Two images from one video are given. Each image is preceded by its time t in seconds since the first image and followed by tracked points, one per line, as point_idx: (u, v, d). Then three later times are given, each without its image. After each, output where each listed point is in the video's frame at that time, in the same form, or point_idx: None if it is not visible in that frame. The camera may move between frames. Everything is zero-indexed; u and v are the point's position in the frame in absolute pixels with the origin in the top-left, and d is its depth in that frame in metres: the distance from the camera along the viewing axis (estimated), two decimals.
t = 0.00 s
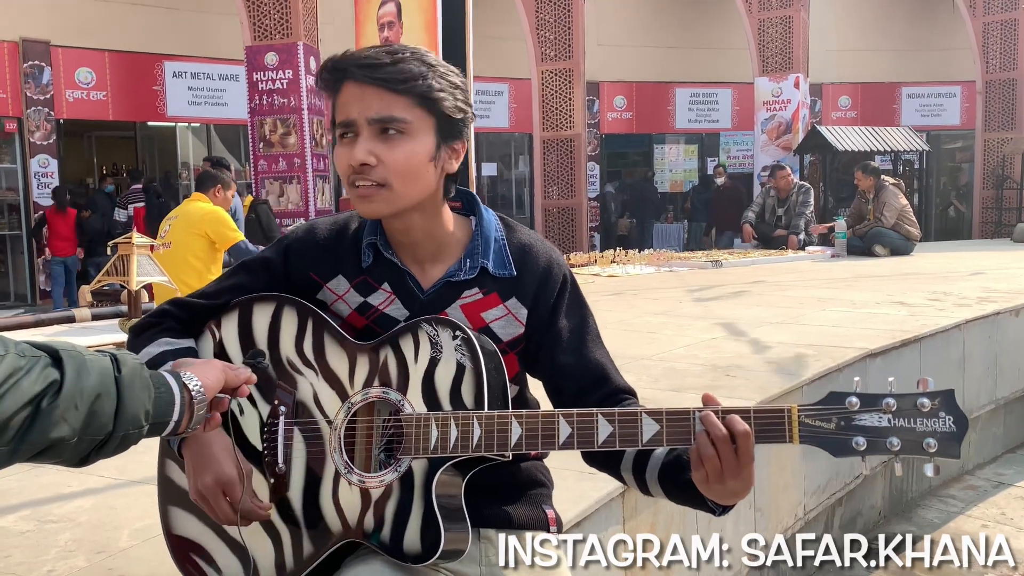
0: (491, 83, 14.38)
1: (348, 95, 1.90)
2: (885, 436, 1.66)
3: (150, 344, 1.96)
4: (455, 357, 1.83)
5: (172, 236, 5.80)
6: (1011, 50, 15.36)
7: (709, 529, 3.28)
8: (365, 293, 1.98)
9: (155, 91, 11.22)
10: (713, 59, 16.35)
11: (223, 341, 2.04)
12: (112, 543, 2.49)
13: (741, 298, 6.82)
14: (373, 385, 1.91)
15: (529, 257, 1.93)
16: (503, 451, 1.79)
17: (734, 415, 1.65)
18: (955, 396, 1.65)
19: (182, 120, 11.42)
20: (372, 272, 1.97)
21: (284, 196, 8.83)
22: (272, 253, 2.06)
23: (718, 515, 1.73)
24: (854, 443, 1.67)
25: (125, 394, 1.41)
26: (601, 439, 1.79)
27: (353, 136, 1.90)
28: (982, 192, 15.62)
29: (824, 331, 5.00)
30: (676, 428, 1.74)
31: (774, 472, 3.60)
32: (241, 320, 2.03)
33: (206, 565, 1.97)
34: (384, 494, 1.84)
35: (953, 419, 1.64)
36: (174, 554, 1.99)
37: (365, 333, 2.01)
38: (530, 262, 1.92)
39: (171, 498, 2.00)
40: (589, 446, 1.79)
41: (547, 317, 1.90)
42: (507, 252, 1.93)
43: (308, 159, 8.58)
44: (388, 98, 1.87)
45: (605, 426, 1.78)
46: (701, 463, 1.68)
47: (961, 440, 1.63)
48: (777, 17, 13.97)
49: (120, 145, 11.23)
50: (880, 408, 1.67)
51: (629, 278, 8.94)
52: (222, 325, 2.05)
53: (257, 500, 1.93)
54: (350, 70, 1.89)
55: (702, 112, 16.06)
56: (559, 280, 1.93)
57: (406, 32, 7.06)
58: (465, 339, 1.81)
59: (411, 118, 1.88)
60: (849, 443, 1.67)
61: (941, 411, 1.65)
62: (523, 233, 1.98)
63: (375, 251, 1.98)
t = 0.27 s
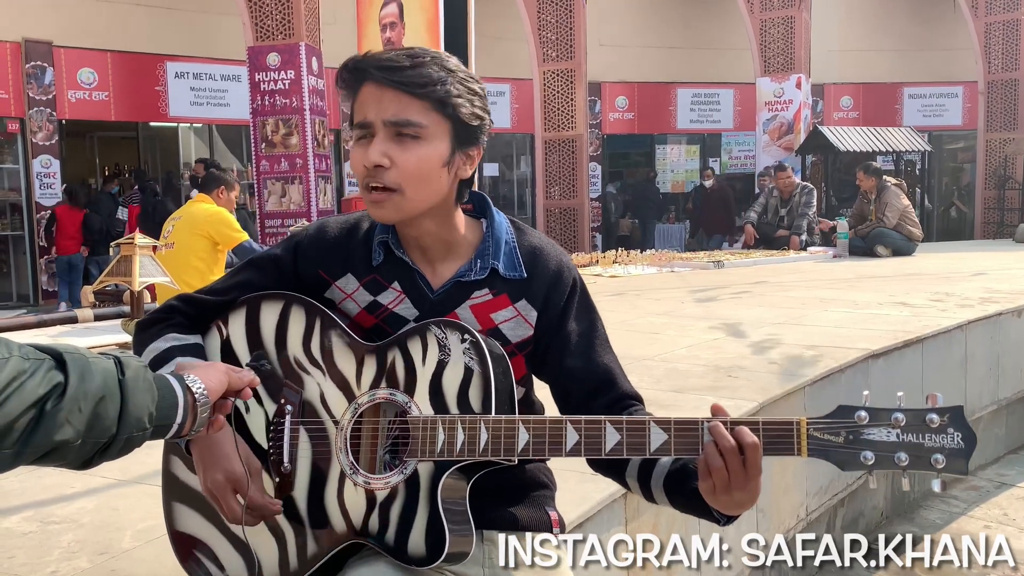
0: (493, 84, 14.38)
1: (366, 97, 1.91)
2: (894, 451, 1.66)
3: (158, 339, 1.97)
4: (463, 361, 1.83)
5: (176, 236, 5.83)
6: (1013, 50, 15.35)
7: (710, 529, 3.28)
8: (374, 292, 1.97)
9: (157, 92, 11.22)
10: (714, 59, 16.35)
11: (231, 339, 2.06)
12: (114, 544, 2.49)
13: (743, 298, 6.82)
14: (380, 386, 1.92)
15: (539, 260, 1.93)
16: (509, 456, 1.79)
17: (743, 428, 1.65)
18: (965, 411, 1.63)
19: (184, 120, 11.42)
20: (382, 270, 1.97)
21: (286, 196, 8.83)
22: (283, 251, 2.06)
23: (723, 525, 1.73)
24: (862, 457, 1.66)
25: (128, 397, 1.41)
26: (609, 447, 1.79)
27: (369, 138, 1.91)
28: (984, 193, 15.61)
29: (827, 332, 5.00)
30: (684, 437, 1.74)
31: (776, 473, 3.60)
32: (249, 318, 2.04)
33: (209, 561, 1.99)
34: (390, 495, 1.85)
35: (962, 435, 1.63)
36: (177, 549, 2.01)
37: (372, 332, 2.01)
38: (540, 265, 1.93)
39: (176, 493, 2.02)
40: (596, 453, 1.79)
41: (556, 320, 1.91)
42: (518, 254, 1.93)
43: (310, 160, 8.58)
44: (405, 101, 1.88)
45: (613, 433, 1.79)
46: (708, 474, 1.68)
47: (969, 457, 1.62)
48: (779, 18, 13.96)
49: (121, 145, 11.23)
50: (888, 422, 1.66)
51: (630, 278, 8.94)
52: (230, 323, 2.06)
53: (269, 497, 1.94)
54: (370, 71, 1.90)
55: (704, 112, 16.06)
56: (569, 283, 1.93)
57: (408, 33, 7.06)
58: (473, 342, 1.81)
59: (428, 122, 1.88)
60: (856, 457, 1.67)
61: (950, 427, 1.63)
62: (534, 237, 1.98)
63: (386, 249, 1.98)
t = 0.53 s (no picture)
0: (492, 85, 14.39)
1: (383, 89, 1.90)
2: (901, 465, 1.65)
3: (160, 335, 1.96)
4: (468, 364, 1.82)
5: (177, 236, 5.83)
6: (1012, 51, 15.37)
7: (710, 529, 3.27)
8: (382, 290, 1.96)
9: (157, 93, 11.22)
10: (714, 61, 16.37)
11: (234, 336, 2.05)
12: (115, 545, 2.49)
13: (742, 300, 6.82)
14: (385, 388, 1.91)
15: (546, 263, 1.93)
16: (513, 461, 1.79)
17: (750, 438, 1.64)
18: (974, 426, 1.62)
19: (183, 121, 11.42)
20: (390, 269, 1.96)
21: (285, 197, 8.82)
22: (289, 247, 2.05)
23: (726, 534, 1.73)
24: (869, 470, 1.66)
25: (128, 398, 1.41)
26: (613, 454, 1.78)
27: (387, 130, 1.91)
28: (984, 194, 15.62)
29: (827, 333, 5.00)
30: (690, 447, 1.73)
31: (777, 473, 3.60)
32: (252, 316, 2.04)
33: (209, 558, 1.99)
34: (393, 497, 1.84)
35: (969, 450, 1.61)
36: (178, 547, 2.01)
37: (378, 330, 2.01)
38: (547, 267, 1.92)
39: (177, 490, 2.02)
40: (600, 460, 1.78)
41: (562, 322, 1.90)
42: (525, 255, 1.93)
43: (309, 161, 8.59)
44: (424, 91, 1.88)
45: (618, 441, 1.77)
46: (714, 483, 1.67)
47: (976, 472, 1.61)
48: (779, 19, 13.97)
49: (121, 147, 11.22)
50: (896, 435, 1.66)
51: (630, 279, 8.95)
52: (233, 319, 2.05)
53: (277, 494, 1.94)
54: (387, 64, 1.90)
55: (703, 114, 16.07)
56: (575, 286, 1.93)
57: (408, 34, 7.07)
58: (478, 346, 1.81)
59: (447, 111, 1.89)
60: (863, 470, 1.67)
61: (957, 441, 1.62)
62: (540, 239, 1.98)
63: (394, 247, 1.97)
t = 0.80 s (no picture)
0: (492, 86, 14.40)
1: (414, 107, 1.85)
2: (905, 473, 1.66)
3: (164, 332, 1.96)
4: (468, 366, 1.83)
5: (184, 237, 5.79)
6: (1011, 52, 15.37)
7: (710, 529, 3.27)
8: (385, 285, 1.97)
9: (156, 94, 11.23)
10: (714, 62, 16.37)
11: (236, 335, 2.05)
12: (115, 546, 2.49)
13: (743, 300, 6.83)
14: (385, 389, 1.91)
15: (545, 259, 1.93)
16: (513, 463, 1.79)
17: (751, 444, 1.64)
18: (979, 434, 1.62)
19: (183, 122, 11.43)
20: (393, 264, 1.97)
21: (285, 198, 8.83)
22: (293, 246, 2.06)
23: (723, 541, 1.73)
24: (872, 478, 1.67)
25: (130, 400, 1.42)
26: (612, 459, 1.77)
27: (423, 148, 1.86)
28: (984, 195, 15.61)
29: (827, 334, 5.00)
30: (690, 453, 1.72)
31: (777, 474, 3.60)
32: (254, 314, 2.04)
33: (212, 558, 1.99)
34: (392, 499, 1.85)
35: (975, 459, 1.62)
36: (181, 547, 2.01)
37: (379, 327, 2.01)
38: (546, 263, 1.93)
39: (181, 490, 2.02)
40: (600, 464, 1.78)
41: (560, 314, 1.90)
42: (526, 252, 1.93)
43: (309, 162, 8.59)
44: (456, 106, 1.86)
45: (616, 446, 1.76)
46: (713, 490, 1.67)
47: (981, 482, 1.61)
48: (778, 19, 13.98)
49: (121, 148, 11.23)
50: (899, 443, 1.66)
51: (629, 280, 8.96)
52: (235, 318, 2.05)
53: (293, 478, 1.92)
54: (414, 81, 1.84)
55: (703, 114, 16.07)
56: (573, 281, 1.93)
57: (408, 35, 7.08)
58: (479, 347, 1.80)
59: (474, 122, 1.90)
60: (865, 479, 1.67)
61: (962, 450, 1.63)
62: (540, 236, 1.99)
63: (398, 243, 1.98)
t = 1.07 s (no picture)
0: (493, 85, 14.40)
1: (417, 119, 1.85)
2: (905, 462, 1.65)
3: (165, 334, 1.97)
4: (469, 363, 1.83)
5: (193, 237, 5.76)
6: (1014, 51, 15.35)
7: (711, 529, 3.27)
8: (384, 286, 1.97)
9: (159, 94, 11.24)
10: (716, 61, 16.36)
11: (237, 336, 2.05)
12: (117, 546, 2.49)
13: (745, 300, 6.83)
14: (386, 388, 1.91)
15: (543, 258, 1.94)
16: (514, 459, 1.79)
17: (754, 429, 1.64)
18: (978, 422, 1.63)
19: (186, 122, 11.45)
20: (392, 266, 1.98)
21: (287, 198, 8.84)
22: (293, 248, 2.07)
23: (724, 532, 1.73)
24: (872, 467, 1.66)
25: (135, 399, 1.42)
26: (614, 453, 1.78)
27: (430, 159, 1.86)
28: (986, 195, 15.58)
29: (829, 334, 5.00)
30: (691, 446, 1.73)
31: (780, 473, 3.60)
32: (256, 316, 2.04)
33: (215, 559, 1.99)
34: (394, 498, 1.85)
35: (974, 446, 1.62)
36: (184, 548, 2.01)
37: (379, 328, 2.00)
38: (544, 262, 1.93)
39: (183, 492, 2.02)
40: (602, 459, 1.78)
41: (559, 313, 1.90)
42: (523, 252, 1.93)
43: (311, 162, 8.60)
44: (457, 113, 1.87)
45: (619, 439, 1.77)
46: (714, 481, 1.67)
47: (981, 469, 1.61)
48: (781, 19, 13.97)
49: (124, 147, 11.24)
50: (899, 432, 1.66)
51: (632, 280, 8.96)
52: (236, 319, 2.05)
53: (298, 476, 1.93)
54: (415, 93, 1.84)
55: (705, 114, 16.07)
56: (571, 279, 1.93)
57: (409, 34, 7.09)
58: (479, 344, 1.80)
59: (474, 127, 1.91)
60: (866, 468, 1.67)
61: (962, 438, 1.63)
62: (537, 236, 1.99)
63: (397, 244, 1.99)
